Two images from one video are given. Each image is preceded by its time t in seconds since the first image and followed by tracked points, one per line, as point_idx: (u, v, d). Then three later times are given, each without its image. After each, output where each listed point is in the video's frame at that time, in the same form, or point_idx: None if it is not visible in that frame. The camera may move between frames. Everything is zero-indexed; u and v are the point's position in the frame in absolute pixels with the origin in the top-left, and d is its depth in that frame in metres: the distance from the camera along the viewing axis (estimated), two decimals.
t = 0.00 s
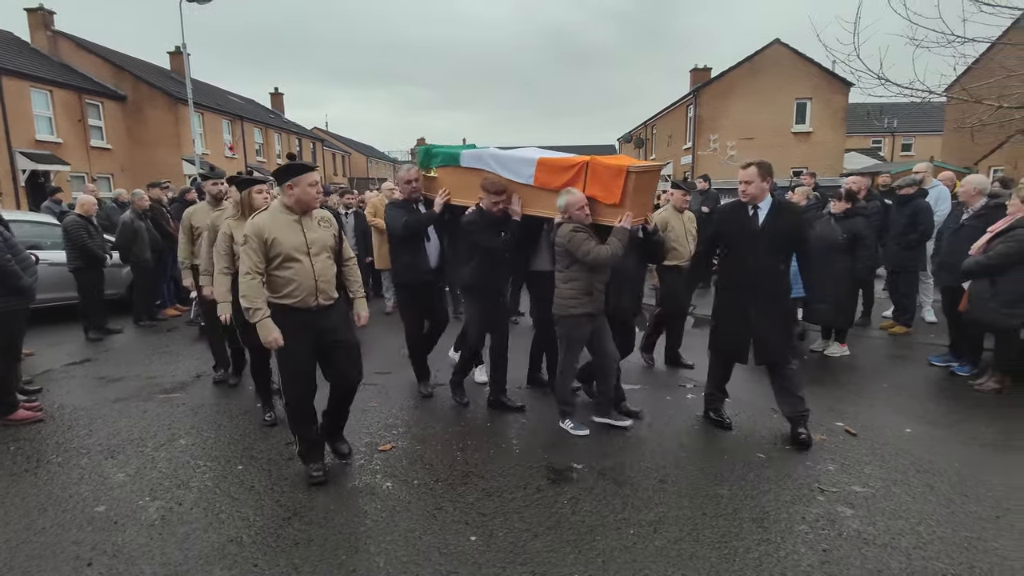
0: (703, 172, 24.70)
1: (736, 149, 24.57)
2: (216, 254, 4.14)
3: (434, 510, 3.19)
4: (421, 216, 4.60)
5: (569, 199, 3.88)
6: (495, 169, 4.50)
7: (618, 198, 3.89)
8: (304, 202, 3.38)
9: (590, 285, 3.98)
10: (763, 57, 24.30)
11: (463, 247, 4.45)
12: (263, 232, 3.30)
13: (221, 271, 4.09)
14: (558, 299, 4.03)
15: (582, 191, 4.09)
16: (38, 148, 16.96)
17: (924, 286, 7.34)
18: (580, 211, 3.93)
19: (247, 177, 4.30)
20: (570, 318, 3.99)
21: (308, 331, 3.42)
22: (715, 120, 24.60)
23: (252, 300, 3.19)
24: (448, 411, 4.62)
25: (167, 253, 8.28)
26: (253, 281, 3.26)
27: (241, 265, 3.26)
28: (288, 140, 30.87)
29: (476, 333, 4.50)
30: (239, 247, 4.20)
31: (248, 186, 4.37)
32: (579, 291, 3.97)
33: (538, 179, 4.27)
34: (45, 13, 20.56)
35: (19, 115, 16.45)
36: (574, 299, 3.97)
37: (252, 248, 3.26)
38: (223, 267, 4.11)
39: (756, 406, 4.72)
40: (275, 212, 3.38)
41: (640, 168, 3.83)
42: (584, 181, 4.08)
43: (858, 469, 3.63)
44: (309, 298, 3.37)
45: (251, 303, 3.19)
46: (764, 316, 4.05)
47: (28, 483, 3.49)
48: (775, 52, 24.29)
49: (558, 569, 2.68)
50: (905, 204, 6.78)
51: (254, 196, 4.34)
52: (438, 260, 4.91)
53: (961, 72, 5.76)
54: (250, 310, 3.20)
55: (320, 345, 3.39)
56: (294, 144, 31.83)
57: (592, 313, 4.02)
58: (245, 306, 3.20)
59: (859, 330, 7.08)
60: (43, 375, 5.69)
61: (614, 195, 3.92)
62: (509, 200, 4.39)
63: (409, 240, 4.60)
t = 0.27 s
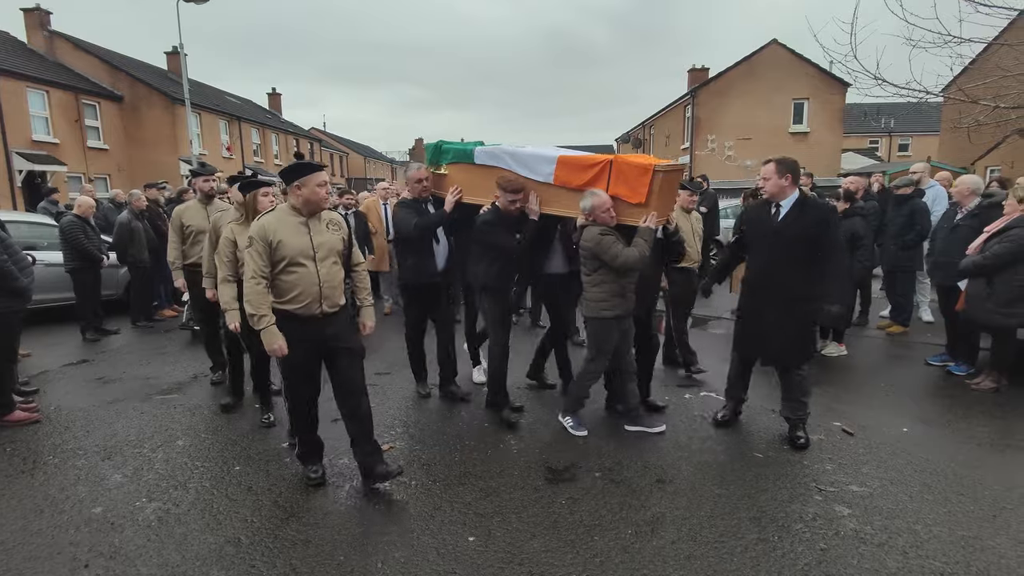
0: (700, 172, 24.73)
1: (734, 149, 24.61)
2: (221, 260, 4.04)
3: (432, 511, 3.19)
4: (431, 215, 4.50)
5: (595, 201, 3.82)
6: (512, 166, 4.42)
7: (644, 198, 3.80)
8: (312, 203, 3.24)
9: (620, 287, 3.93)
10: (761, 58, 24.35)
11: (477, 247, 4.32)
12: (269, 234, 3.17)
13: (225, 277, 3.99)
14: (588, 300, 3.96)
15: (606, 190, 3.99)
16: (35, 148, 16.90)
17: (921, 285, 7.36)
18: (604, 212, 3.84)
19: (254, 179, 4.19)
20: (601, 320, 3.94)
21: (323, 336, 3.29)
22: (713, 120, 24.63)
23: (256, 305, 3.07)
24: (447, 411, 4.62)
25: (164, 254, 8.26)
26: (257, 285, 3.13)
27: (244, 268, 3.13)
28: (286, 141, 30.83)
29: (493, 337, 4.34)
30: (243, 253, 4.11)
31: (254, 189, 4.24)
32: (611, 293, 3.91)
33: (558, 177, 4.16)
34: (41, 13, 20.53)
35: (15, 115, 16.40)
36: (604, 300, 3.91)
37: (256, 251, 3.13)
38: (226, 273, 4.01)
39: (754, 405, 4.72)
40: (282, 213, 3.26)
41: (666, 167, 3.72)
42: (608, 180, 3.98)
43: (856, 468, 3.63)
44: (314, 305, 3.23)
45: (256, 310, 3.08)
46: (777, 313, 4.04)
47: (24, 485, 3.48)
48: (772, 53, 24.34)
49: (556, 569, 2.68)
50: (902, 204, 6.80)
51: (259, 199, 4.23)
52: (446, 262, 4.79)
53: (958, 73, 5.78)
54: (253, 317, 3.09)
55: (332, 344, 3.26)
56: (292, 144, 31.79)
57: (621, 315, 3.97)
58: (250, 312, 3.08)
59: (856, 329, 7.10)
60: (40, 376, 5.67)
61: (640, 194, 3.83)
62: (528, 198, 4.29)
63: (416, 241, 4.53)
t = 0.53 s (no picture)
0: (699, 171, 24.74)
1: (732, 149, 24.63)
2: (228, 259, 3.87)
3: (431, 510, 3.19)
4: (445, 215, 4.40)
5: (621, 200, 3.76)
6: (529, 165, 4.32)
7: (670, 196, 3.76)
8: (337, 206, 3.12)
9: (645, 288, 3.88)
10: (759, 58, 24.37)
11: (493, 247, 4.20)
12: (291, 237, 3.07)
13: (231, 277, 3.87)
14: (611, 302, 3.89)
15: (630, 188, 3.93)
16: (32, 148, 16.84)
17: (919, 285, 7.38)
18: (629, 211, 3.79)
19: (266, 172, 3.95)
20: (627, 321, 3.87)
21: (345, 342, 3.16)
22: (711, 120, 24.65)
23: (268, 309, 3.08)
24: (446, 411, 4.62)
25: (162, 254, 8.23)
26: (274, 290, 3.09)
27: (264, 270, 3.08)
28: (284, 141, 30.79)
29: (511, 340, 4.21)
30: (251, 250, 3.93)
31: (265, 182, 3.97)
32: (635, 293, 3.86)
33: (580, 174, 4.08)
34: (38, 12, 20.49)
35: (12, 114, 16.34)
36: (629, 301, 3.84)
37: (277, 253, 3.07)
38: (234, 272, 3.88)
39: (752, 405, 4.73)
40: (306, 215, 3.15)
41: (695, 165, 3.68)
42: (633, 178, 3.93)
43: (854, 467, 3.64)
44: (335, 315, 3.10)
45: (268, 317, 3.07)
46: (793, 309, 4.08)
47: (21, 486, 3.47)
48: (770, 53, 24.37)
49: (554, 569, 2.68)
50: (900, 203, 6.80)
51: (271, 193, 3.93)
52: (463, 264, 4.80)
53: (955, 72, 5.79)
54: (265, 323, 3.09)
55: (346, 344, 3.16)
56: (290, 144, 31.75)
57: (644, 315, 3.90)
58: (262, 318, 3.08)
59: (855, 328, 7.11)
60: (37, 376, 5.66)
61: (666, 191, 3.78)
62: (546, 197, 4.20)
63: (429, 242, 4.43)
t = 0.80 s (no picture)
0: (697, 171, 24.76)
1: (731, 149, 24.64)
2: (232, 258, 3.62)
3: (431, 510, 3.18)
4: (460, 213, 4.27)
5: (645, 199, 3.66)
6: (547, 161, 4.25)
7: (697, 194, 3.68)
8: (371, 197, 2.97)
9: (667, 290, 3.81)
10: (757, 57, 24.39)
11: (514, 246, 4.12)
12: (325, 229, 2.91)
13: (237, 276, 3.61)
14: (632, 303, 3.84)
15: (653, 186, 3.86)
16: (30, 148, 16.79)
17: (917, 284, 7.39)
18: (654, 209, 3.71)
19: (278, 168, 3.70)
20: (649, 325, 3.80)
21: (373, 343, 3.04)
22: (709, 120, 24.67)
23: (299, 306, 2.86)
24: (446, 412, 4.61)
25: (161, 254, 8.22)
26: (305, 285, 2.90)
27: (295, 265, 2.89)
28: (282, 141, 30.76)
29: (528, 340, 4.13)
30: (256, 249, 3.63)
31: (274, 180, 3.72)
32: (658, 295, 3.79)
33: (600, 171, 4.01)
34: (35, 12, 20.46)
35: (10, 114, 16.31)
36: (652, 303, 3.78)
37: (308, 246, 2.89)
38: (239, 272, 3.61)
39: (752, 404, 4.73)
40: (340, 207, 3.00)
41: (722, 162, 3.61)
42: (657, 175, 3.85)
43: (852, 467, 3.64)
44: (370, 312, 2.98)
45: (301, 312, 2.86)
46: (809, 313, 4.05)
47: (18, 487, 3.46)
48: (769, 53, 24.39)
49: (553, 569, 2.68)
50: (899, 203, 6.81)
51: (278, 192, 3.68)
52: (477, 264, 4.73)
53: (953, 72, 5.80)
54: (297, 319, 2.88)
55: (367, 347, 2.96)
56: (289, 144, 31.72)
57: (666, 318, 3.82)
58: (293, 314, 2.87)
59: (853, 328, 7.11)
60: (35, 376, 5.65)
61: (691, 190, 3.69)
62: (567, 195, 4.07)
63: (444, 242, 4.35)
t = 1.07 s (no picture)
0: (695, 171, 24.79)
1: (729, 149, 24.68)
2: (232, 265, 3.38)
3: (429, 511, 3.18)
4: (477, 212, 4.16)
5: (667, 196, 3.62)
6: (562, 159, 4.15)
7: (720, 192, 3.63)
8: (397, 195, 2.78)
9: (690, 291, 3.75)
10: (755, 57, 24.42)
11: (528, 247, 4.07)
12: (354, 229, 2.68)
13: (235, 287, 3.37)
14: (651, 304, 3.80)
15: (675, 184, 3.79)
16: (27, 148, 16.74)
17: (915, 284, 7.40)
18: (677, 208, 3.66)
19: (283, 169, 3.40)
20: (671, 327, 3.74)
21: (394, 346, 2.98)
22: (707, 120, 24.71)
23: (332, 310, 2.59)
24: (444, 412, 4.60)
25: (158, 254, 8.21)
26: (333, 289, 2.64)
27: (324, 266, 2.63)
28: (280, 140, 30.73)
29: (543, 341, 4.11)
30: (259, 257, 3.38)
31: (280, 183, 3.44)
32: (681, 296, 3.73)
33: (619, 169, 3.92)
34: (32, 12, 20.41)
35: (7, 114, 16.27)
36: (674, 304, 3.72)
37: (336, 247, 2.64)
38: (238, 282, 3.38)
39: (750, 404, 4.73)
40: (365, 205, 2.78)
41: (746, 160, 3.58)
42: (678, 173, 3.79)
43: (850, 466, 3.65)
44: (400, 316, 2.82)
45: (333, 317, 2.59)
46: (819, 311, 4.06)
47: (15, 487, 3.45)
48: (767, 53, 24.43)
49: (552, 569, 2.68)
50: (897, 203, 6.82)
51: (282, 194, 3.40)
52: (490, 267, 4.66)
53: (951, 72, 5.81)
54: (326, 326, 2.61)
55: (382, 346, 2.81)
56: (287, 144, 31.69)
57: (690, 321, 3.77)
58: (325, 320, 2.59)
59: (851, 327, 7.12)
60: (32, 376, 5.64)
61: (714, 188, 3.64)
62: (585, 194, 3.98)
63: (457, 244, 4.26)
